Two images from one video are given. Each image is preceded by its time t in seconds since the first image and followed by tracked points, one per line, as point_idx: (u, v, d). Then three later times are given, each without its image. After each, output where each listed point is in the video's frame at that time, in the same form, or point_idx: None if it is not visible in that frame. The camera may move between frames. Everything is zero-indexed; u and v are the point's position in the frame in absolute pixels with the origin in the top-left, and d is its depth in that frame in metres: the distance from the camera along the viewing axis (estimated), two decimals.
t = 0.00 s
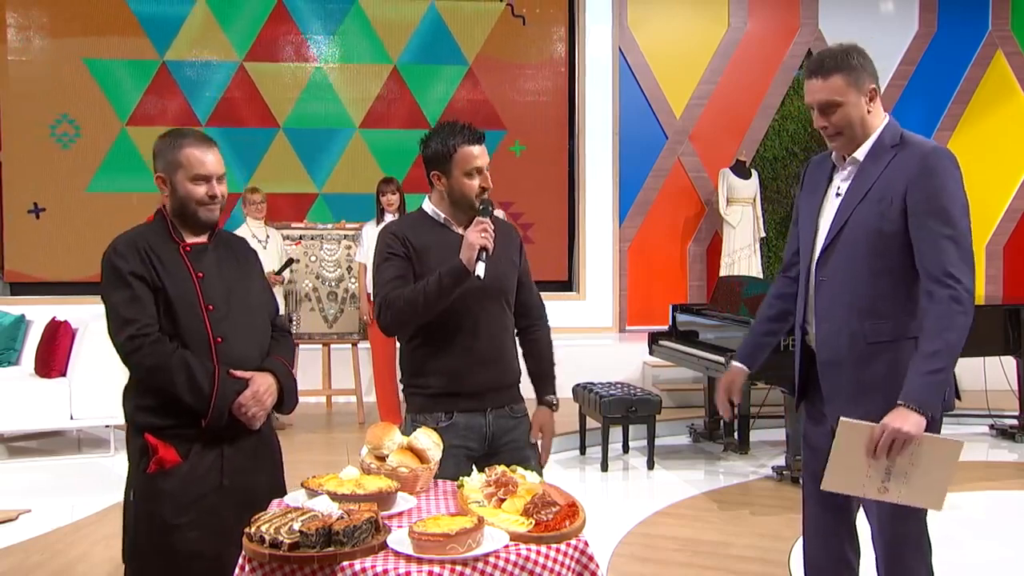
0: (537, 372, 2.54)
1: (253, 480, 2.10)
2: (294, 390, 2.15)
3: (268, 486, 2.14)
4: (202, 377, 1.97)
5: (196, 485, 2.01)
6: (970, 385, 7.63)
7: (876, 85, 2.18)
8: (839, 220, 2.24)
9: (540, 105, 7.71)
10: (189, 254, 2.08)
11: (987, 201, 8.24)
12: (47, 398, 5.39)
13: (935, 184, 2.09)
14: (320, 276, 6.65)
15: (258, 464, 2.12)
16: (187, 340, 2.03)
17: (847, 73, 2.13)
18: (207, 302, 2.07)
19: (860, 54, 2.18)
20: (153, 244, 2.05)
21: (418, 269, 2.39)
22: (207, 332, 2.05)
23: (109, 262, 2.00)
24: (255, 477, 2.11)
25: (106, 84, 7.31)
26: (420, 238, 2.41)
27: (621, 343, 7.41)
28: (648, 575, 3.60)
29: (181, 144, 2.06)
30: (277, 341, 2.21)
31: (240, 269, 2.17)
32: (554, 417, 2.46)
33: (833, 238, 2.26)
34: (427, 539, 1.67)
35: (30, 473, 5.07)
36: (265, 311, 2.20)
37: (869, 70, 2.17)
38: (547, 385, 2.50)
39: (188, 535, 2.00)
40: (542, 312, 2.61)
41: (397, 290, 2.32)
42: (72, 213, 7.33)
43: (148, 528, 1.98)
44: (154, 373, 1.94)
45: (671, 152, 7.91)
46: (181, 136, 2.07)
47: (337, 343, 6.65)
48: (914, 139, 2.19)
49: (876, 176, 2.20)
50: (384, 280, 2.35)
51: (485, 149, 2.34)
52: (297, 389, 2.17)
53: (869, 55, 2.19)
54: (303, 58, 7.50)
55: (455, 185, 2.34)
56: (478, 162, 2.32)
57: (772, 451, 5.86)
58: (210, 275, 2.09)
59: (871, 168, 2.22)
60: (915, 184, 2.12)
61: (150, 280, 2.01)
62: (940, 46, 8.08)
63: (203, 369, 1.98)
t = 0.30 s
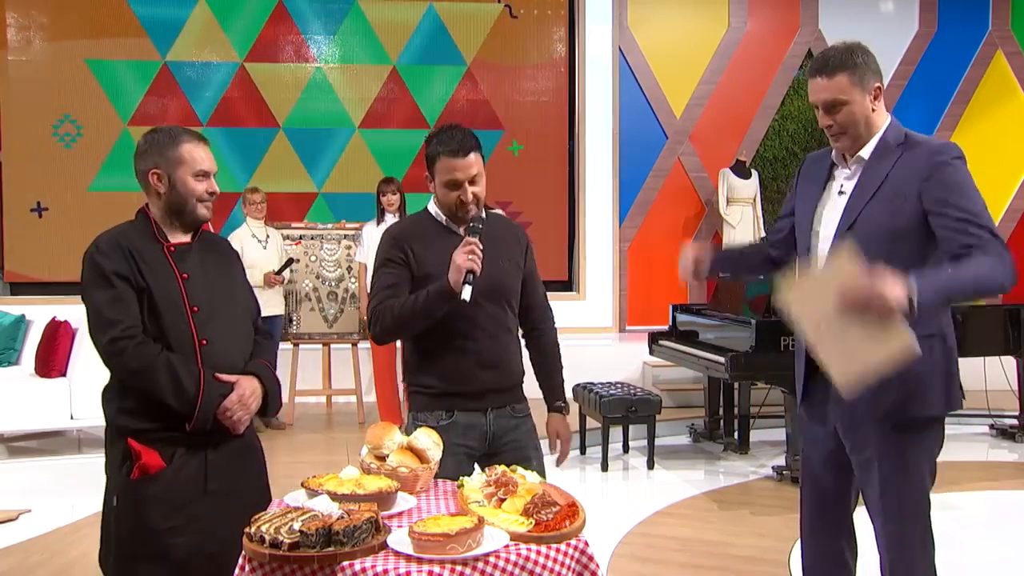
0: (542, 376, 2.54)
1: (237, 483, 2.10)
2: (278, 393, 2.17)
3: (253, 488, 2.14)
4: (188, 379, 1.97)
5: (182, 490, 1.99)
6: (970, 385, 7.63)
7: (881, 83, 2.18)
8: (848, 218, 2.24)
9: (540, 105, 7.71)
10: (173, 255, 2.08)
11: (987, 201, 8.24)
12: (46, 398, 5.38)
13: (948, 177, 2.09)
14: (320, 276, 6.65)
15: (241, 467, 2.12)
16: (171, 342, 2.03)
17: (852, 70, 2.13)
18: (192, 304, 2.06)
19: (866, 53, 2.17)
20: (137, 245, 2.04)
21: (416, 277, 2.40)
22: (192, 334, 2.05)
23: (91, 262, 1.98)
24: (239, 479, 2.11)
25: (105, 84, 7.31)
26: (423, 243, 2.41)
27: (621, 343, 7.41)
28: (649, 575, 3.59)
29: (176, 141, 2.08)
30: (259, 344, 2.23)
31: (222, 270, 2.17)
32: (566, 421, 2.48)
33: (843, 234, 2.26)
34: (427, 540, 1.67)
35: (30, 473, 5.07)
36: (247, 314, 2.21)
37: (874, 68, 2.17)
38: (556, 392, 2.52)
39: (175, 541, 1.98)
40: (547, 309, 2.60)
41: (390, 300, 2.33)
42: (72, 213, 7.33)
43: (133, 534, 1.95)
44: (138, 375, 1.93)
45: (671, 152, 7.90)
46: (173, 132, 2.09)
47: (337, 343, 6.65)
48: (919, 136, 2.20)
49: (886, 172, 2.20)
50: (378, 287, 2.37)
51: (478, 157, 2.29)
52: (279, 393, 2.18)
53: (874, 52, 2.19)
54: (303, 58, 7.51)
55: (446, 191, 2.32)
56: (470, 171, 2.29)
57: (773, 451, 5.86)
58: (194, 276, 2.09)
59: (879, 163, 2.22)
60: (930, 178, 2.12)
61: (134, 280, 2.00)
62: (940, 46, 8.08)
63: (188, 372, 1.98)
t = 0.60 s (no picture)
0: (552, 374, 2.52)
1: (228, 486, 2.10)
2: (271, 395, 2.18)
3: (243, 491, 2.14)
4: (184, 386, 1.98)
5: (175, 493, 1.99)
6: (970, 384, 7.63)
7: (877, 82, 2.21)
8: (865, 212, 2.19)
9: (540, 105, 7.71)
10: (169, 255, 2.08)
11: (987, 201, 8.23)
12: (47, 398, 5.38)
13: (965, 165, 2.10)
14: (320, 276, 6.65)
15: (232, 470, 2.12)
16: (167, 346, 2.03)
17: (847, 67, 2.17)
18: (188, 308, 2.07)
19: (862, 51, 2.21)
20: (134, 245, 2.03)
21: (419, 280, 2.43)
22: (187, 337, 2.05)
23: (87, 260, 1.97)
24: (230, 482, 2.11)
25: (105, 84, 7.31)
26: (426, 247, 2.43)
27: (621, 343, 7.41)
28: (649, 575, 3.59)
29: (177, 141, 2.07)
30: (251, 346, 2.23)
31: (216, 272, 2.17)
32: (570, 422, 2.48)
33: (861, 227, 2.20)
34: (427, 540, 1.67)
35: (30, 473, 5.07)
36: (240, 316, 2.21)
37: (869, 65, 2.20)
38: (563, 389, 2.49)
39: (168, 543, 1.97)
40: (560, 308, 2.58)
41: (390, 304, 2.36)
42: (72, 213, 7.33)
43: (126, 535, 1.94)
44: (134, 380, 1.94)
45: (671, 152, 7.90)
46: (174, 132, 2.09)
47: (337, 343, 6.65)
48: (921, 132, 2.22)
49: (898, 164, 2.19)
50: (381, 291, 2.41)
51: (478, 158, 2.29)
52: (271, 398, 2.19)
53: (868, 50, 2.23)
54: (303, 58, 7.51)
55: (446, 191, 2.32)
56: (469, 169, 2.28)
57: (773, 451, 5.86)
58: (191, 278, 2.09)
59: (887, 156, 2.21)
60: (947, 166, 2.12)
61: (132, 282, 2.00)
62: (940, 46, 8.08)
63: (184, 378, 1.99)
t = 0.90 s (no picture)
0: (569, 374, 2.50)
1: (232, 483, 2.11)
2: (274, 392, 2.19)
3: (246, 488, 2.15)
4: (190, 387, 1.97)
5: (179, 492, 2.00)
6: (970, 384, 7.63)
7: (867, 83, 2.19)
8: (858, 217, 2.18)
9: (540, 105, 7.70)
10: (174, 255, 2.07)
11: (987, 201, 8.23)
12: (47, 398, 5.38)
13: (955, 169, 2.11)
14: (320, 276, 6.65)
15: (236, 469, 2.12)
16: (172, 346, 2.03)
17: (836, 68, 2.16)
18: (193, 308, 2.06)
19: (851, 52, 2.20)
20: (139, 245, 2.02)
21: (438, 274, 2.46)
22: (192, 338, 2.05)
23: (93, 261, 1.97)
24: (234, 479, 2.11)
25: (105, 85, 7.31)
26: (443, 240, 2.46)
27: (621, 343, 7.41)
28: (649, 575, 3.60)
29: (181, 143, 2.06)
30: (254, 345, 2.24)
31: (219, 270, 2.18)
32: (580, 422, 2.47)
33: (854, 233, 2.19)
34: (427, 540, 1.67)
35: (31, 473, 5.07)
36: (243, 315, 2.21)
37: (859, 66, 2.18)
38: (576, 388, 2.48)
39: (171, 541, 1.98)
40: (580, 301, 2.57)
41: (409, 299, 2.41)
42: (73, 214, 7.33)
43: (130, 534, 1.94)
44: (141, 381, 1.94)
45: (671, 152, 7.90)
46: (179, 134, 2.08)
47: (337, 342, 6.66)
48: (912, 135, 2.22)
49: (888, 169, 2.19)
50: (403, 287, 2.46)
51: (499, 148, 2.29)
52: (275, 397, 2.21)
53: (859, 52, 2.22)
54: (302, 59, 7.52)
55: (467, 181, 2.33)
56: (490, 160, 2.28)
57: (773, 451, 5.86)
58: (195, 279, 2.09)
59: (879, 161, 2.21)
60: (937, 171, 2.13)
61: (137, 282, 1.99)
62: (941, 46, 8.07)
63: (190, 379, 1.99)
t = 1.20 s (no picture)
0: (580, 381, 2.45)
1: (241, 481, 2.10)
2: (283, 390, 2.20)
3: (255, 486, 2.14)
4: (200, 385, 1.98)
5: (189, 489, 1.99)
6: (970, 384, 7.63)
7: (877, 83, 2.10)
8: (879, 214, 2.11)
9: (540, 105, 7.69)
10: (184, 255, 2.07)
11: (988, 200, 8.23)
12: (47, 398, 5.38)
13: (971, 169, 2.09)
14: (320, 276, 6.65)
15: (244, 466, 2.12)
16: (183, 345, 2.03)
17: (847, 66, 2.05)
18: (204, 306, 2.07)
19: (863, 50, 2.10)
20: (149, 244, 2.02)
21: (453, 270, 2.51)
22: (203, 336, 2.05)
23: (104, 261, 1.96)
24: (242, 477, 2.11)
25: (105, 84, 7.31)
26: (467, 239, 2.49)
27: (621, 343, 7.41)
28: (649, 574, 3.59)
29: (191, 147, 2.03)
30: (262, 343, 2.24)
31: (229, 270, 2.17)
32: (591, 434, 2.43)
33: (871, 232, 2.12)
34: (427, 540, 1.67)
35: (31, 473, 5.07)
36: (252, 314, 2.22)
37: (870, 64, 2.08)
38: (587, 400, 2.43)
39: (179, 539, 1.97)
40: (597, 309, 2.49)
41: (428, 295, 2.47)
42: (74, 213, 7.34)
43: (139, 532, 1.94)
44: (152, 378, 1.94)
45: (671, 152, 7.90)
46: (190, 138, 2.04)
47: (337, 342, 6.66)
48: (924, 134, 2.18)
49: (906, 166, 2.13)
50: (421, 283, 2.52)
51: (529, 150, 2.30)
52: (285, 394, 2.21)
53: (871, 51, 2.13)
54: (302, 58, 7.52)
55: (496, 178, 2.34)
56: (520, 161, 2.29)
57: (773, 451, 5.85)
58: (205, 278, 2.09)
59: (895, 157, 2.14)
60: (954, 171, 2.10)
61: (148, 282, 1.99)
62: (941, 46, 8.07)
63: (200, 376, 1.99)
